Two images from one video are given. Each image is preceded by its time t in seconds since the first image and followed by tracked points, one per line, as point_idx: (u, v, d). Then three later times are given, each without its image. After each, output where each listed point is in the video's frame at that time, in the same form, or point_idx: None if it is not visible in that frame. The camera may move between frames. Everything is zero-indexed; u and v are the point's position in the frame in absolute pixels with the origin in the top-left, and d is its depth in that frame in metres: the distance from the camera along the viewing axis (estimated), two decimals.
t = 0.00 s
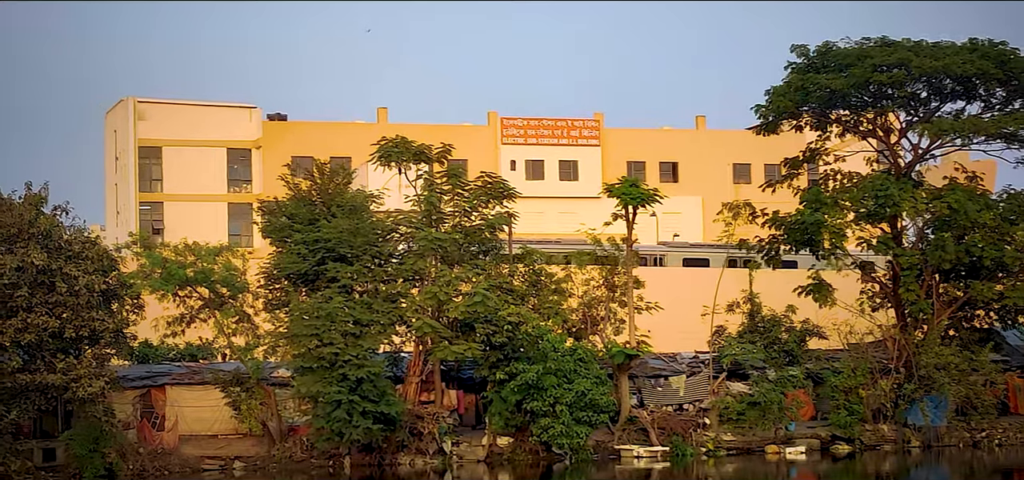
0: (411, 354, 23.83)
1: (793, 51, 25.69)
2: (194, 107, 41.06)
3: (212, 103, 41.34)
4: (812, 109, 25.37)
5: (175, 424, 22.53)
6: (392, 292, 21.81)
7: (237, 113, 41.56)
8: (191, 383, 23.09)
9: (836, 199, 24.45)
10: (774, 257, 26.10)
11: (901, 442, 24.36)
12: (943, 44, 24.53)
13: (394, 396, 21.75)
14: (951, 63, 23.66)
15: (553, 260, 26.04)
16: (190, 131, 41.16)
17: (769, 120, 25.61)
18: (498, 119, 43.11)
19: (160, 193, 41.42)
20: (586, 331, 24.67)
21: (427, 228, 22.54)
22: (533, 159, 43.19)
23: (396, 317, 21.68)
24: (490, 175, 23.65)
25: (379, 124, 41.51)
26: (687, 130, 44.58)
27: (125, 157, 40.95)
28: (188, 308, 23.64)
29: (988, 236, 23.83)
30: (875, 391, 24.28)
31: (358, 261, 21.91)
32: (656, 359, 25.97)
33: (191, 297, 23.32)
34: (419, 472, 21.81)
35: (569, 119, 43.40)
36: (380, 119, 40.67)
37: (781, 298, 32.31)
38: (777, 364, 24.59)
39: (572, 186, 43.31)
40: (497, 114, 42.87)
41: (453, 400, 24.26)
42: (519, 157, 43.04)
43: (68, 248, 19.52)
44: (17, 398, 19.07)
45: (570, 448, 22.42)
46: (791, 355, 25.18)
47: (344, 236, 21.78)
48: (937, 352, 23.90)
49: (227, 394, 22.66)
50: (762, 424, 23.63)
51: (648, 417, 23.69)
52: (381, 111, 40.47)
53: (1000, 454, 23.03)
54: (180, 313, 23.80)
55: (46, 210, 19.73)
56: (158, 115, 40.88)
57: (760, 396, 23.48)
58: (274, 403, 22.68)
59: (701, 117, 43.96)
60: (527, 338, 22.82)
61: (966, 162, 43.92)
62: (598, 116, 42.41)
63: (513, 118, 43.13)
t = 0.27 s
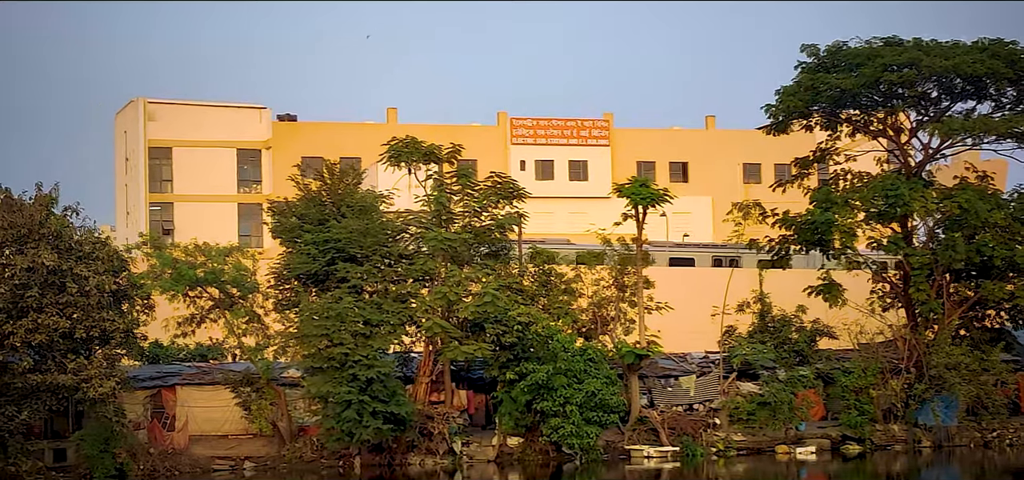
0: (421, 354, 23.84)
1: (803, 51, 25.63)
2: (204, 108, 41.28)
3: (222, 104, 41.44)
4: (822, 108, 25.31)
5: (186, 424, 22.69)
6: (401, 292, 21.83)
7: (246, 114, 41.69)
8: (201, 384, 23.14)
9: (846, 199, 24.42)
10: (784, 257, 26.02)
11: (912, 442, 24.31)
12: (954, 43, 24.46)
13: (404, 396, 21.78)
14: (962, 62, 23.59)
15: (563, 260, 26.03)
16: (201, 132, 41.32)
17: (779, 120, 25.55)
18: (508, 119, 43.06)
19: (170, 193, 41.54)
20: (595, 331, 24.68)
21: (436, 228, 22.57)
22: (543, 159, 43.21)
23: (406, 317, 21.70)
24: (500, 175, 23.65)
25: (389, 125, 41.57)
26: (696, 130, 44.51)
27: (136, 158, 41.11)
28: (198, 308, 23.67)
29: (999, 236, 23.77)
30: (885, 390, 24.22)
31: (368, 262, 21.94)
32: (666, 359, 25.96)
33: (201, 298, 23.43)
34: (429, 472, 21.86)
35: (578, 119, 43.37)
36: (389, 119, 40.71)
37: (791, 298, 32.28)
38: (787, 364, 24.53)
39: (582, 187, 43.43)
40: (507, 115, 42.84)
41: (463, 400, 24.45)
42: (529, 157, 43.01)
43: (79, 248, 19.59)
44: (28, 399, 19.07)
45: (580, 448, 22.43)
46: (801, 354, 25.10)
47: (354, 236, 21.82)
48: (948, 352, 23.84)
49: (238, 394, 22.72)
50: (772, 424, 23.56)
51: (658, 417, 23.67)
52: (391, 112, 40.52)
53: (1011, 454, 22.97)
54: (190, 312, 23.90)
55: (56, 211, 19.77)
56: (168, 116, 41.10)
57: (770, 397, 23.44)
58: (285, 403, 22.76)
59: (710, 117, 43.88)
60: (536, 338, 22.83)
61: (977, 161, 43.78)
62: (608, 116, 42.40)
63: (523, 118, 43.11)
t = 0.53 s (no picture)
0: (434, 354, 23.86)
1: (816, 51, 25.56)
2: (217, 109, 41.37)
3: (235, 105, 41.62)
4: (835, 108, 25.23)
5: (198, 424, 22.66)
6: (415, 293, 21.80)
7: (260, 115, 41.85)
8: (215, 384, 23.25)
9: (860, 198, 24.29)
10: (799, 257, 25.88)
11: (926, 442, 24.24)
12: (968, 43, 24.37)
13: (418, 396, 21.82)
14: (976, 62, 23.50)
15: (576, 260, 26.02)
16: (214, 133, 41.49)
17: (792, 120, 25.47)
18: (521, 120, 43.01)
19: (183, 194, 41.68)
20: (608, 331, 24.69)
21: (450, 229, 22.59)
22: (556, 160, 43.20)
23: (419, 318, 21.73)
24: (512, 175, 23.67)
25: (401, 125, 41.58)
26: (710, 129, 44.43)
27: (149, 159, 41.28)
28: (212, 309, 24.08)
29: (1014, 236, 23.67)
30: (900, 391, 24.15)
31: (381, 262, 21.95)
32: (679, 360, 25.89)
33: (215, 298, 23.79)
34: (442, 473, 21.90)
35: (591, 119, 43.34)
36: (402, 120, 40.77)
37: (805, 298, 32.21)
38: (801, 365, 24.45)
39: (595, 187, 43.40)
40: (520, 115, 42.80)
41: (476, 400, 24.25)
42: (542, 158, 43.02)
43: (92, 249, 19.68)
44: (43, 399, 19.10)
45: (594, 449, 22.44)
46: (815, 355, 24.94)
47: (367, 237, 21.83)
48: (962, 352, 23.75)
49: (251, 394, 22.75)
50: (786, 425, 23.61)
51: (672, 417, 23.63)
52: (404, 112, 40.56)
53: None
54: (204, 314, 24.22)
55: (70, 211, 19.82)
56: (182, 117, 41.22)
57: (784, 396, 23.48)
58: (298, 403, 22.75)
59: (724, 117, 43.79)
60: (550, 338, 22.83)
61: (991, 161, 43.58)
62: (621, 117, 42.36)
63: (536, 118, 43.08)
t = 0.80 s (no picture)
0: (451, 354, 23.88)
1: (833, 51, 25.46)
2: (234, 110, 41.53)
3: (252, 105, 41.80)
4: (852, 108, 25.12)
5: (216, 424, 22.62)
6: (431, 293, 21.91)
7: (276, 115, 41.99)
8: (231, 385, 23.37)
9: (877, 199, 24.23)
10: (814, 258, 25.79)
11: (943, 443, 24.14)
12: (985, 43, 24.25)
13: (434, 397, 21.86)
14: (993, 62, 23.38)
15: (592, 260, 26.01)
16: (230, 133, 41.64)
17: (809, 120, 25.37)
18: (537, 120, 42.96)
19: (200, 194, 41.81)
20: (625, 332, 24.70)
21: (465, 229, 22.64)
22: (572, 160, 43.19)
23: (435, 318, 21.77)
24: (529, 175, 23.67)
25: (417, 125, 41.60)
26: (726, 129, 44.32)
27: (167, 159, 41.45)
28: (229, 309, 23.90)
29: None
30: (917, 391, 24.08)
31: (397, 262, 21.97)
32: (695, 360, 25.82)
33: (232, 299, 23.63)
34: (459, 473, 21.95)
35: (607, 119, 43.21)
36: (418, 121, 40.82)
37: (821, 298, 32.13)
38: (817, 365, 24.34)
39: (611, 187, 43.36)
40: (536, 115, 42.73)
41: (493, 401, 24.09)
42: (558, 158, 43.00)
43: (109, 250, 19.82)
44: (60, 399, 19.23)
45: (610, 449, 22.44)
46: (832, 355, 24.70)
47: (383, 237, 21.87)
48: (979, 353, 23.72)
49: (268, 394, 22.78)
50: (802, 425, 23.48)
51: (688, 418, 23.61)
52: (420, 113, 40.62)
53: None
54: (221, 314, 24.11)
55: (88, 212, 19.95)
56: (199, 118, 41.39)
57: (801, 397, 23.38)
58: (314, 404, 22.87)
59: (740, 117, 43.68)
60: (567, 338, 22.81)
61: (1009, 160, 43.33)
62: (637, 116, 42.28)
63: (552, 118, 43.03)
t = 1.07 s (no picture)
0: (471, 353, 23.92)
1: (854, 48, 25.33)
2: (254, 108, 41.65)
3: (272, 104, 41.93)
4: (873, 106, 24.96)
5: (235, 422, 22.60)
6: (450, 291, 21.95)
7: (296, 113, 42.09)
8: (252, 383, 23.53)
9: (898, 197, 24.12)
10: (835, 256, 25.66)
11: (965, 441, 24.03)
12: (1007, 39, 24.12)
13: (454, 395, 21.91)
14: (1015, 59, 23.26)
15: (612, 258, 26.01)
16: (250, 132, 41.74)
17: (830, 118, 25.19)
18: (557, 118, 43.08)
19: (220, 193, 42.01)
20: (645, 330, 24.72)
21: (486, 227, 22.69)
22: (591, 158, 43.15)
23: (455, 316, 21.83)
24: (549, 173, 23.68)
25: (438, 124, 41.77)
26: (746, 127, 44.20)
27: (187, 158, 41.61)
28: (249, 307, 24.24)
29: None
30: (938, 389, 23.92)
31: (417, 260, 22.06)
32: (715, 358, 25.89)
33: (251, 296, 24.00)
34: (479, 471, 22.01)
35: (627, 117, 43.24)
36: (438, 119, 40.91)
37: (842, 296, 31.99)
38: (838, 363, 24.23)
39: (631, 186, 43.24)
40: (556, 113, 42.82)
41: (513, 399, 24.32)
42: (578, 156, 42.99)
43: (131, 247, 19.96)
44: (82, 397, 19.46)
45: (630, 447, 22.43)
46: (852, 353, 24.68)
47: (403, 235, 21.90)
48: (1001, 351, 23.60)
49: (288, 392, 22.97)
50: (823, 423, 23.41)
51: (708, 416, 23.65)
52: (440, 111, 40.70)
53: None
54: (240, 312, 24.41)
55: (108, 210, 20.12)
56: (219, 116, 41.51)
57: (821, 395, 23.30)
58: (334, 402, 22.93)
59: (760, 114, 43.53)
60: (587, 336, 22.83)
61: None
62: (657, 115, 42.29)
63: (571, 116, 43.04)
